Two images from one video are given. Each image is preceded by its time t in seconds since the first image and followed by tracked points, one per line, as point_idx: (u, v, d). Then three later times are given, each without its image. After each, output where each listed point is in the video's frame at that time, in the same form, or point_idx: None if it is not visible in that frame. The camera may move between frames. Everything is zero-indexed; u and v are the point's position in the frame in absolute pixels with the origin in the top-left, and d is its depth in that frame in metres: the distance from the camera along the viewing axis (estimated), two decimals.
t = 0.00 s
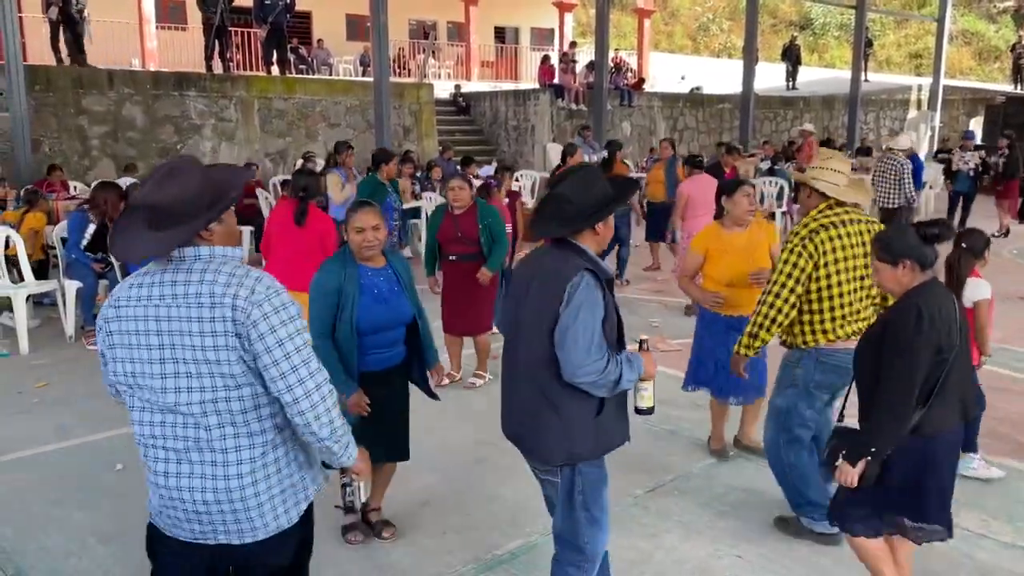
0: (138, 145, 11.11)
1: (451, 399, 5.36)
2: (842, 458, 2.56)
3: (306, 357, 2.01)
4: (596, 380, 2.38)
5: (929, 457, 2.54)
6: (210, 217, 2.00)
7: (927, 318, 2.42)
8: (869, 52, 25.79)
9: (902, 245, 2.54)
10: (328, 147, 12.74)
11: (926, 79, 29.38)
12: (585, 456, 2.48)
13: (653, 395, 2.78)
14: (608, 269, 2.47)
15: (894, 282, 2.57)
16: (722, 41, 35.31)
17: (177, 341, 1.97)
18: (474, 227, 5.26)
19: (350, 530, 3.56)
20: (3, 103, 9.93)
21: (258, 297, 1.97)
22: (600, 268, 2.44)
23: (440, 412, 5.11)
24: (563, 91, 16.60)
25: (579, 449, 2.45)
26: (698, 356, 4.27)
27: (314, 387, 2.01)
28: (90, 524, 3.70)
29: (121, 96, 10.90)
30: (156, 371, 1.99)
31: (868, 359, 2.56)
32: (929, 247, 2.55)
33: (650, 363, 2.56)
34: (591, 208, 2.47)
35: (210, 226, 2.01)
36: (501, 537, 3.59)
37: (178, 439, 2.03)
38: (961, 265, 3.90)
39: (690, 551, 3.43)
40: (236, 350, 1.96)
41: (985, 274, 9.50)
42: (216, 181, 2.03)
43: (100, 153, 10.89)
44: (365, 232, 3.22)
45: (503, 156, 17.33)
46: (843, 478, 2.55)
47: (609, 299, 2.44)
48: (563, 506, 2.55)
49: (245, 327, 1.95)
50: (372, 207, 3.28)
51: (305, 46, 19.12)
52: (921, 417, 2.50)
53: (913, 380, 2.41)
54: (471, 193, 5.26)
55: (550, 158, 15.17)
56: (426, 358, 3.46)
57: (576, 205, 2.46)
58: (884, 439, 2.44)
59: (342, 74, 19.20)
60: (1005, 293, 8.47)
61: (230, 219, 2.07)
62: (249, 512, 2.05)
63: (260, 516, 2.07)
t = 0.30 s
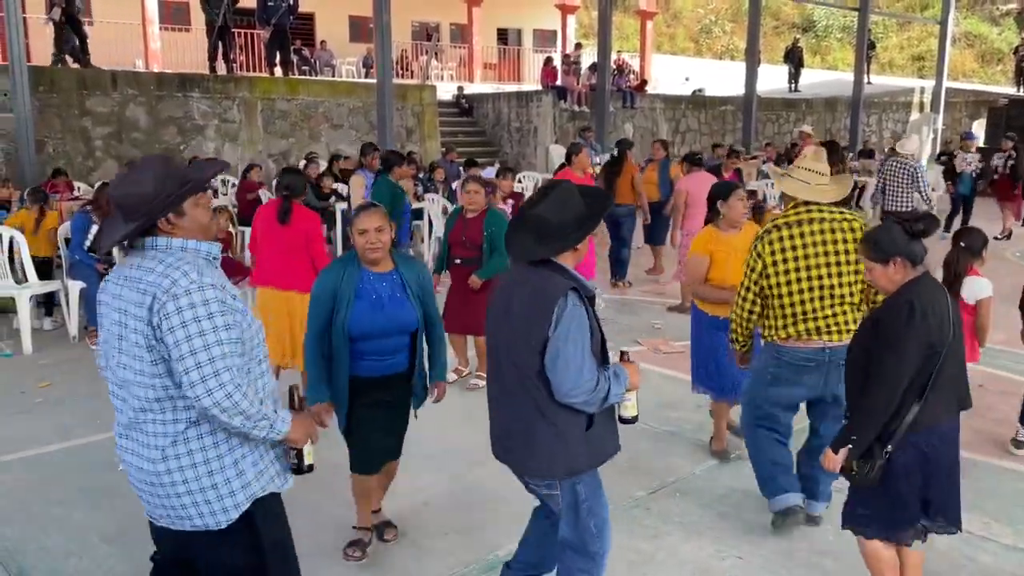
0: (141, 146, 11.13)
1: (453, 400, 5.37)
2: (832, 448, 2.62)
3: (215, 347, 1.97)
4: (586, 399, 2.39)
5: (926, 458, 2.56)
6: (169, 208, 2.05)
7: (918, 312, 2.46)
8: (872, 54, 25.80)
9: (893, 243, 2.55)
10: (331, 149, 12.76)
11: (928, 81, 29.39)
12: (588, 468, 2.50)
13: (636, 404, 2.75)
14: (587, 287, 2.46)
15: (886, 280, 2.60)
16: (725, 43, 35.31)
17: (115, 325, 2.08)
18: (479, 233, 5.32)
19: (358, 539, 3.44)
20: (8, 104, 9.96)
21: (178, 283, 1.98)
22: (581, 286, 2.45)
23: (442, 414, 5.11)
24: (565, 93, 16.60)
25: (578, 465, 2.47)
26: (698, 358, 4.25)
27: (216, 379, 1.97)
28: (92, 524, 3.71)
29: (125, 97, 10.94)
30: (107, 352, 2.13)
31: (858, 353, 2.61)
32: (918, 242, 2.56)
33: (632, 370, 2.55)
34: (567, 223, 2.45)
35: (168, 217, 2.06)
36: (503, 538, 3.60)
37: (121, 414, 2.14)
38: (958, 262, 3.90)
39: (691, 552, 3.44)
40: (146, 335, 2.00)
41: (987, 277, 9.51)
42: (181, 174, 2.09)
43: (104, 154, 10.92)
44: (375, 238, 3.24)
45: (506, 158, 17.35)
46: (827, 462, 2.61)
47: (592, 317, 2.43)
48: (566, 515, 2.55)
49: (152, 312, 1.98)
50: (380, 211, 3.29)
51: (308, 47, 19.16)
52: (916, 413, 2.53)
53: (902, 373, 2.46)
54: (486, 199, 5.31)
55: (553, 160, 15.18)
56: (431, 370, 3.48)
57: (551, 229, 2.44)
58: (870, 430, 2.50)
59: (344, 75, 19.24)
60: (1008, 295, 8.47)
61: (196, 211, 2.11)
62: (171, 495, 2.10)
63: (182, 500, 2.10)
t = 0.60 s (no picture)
0: (143, 147, 11.14)
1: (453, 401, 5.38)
2: (841, 456, 2.65)
3: (120, 345, 1.99)
4: (545, 392, 2.40)
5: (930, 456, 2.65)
6: (139, 206, 2.12)
7: (911, 313, 2.54)
8: (873, 56, 25.81)
9: (876, 246, 2.66)
10: (333, 150, 12.76)
11: (929, 84, 29.38)
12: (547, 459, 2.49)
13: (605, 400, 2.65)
14: (561, 284, 2.50)
15: (871, 282, 2.68)
16: (726, 45, 35.34)
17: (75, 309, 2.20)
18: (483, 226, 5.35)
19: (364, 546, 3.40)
20: (10, 105, 9.98)
21: (107, 277, 2.03)
22: (552, 281, 2.47)
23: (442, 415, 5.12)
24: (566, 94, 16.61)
25: (531, 455, 2.47)
26: (697, 361, 4.30)
27: (109, 378, 1.97)
28: (93, 525, 3.72)
29: (127, 98, 10.95)
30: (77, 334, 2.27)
31: (855, 359, 2.66)
32: (898, 244, 2.67)
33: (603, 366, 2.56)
34: (551, 212, 2.47)
35: (133, 212, 2.13)
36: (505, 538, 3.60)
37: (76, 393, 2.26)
38: (961, 271, 4.00)
39: (691, 554, 3.44)
40: (77, 323, 2.08)
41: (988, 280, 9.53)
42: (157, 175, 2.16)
43: (106, 155, 10.93)
44: (366, 256, 3.13)
45: (507, 159, 17.35)
46: (866, 486, 2.57)
47: (560, 315, 2.45)
48: (525, 491, 2.55)
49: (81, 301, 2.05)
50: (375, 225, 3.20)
51: (310, 49, 19.19)
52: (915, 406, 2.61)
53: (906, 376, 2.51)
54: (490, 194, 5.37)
55: (554, 162, 15.19)
56: (432, 394, 3.22)
57: (534, 222, 2.45)
58: (888, 436, 2.52)
59: (346, 77, 19.27)
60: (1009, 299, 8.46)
61: (166, 211, 2.17)
62: (80, 482, 2.16)
63: (87, 489, 2.14)
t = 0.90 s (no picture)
0: (143, 147, 11.14)
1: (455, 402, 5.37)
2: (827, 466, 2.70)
3: (44, 326, 1.98)
4: (535, 372, 2.39)
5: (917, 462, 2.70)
6: (133, 206, 2.15)
7: (895, 320, 2.59)
8: (873, 57, 25.82)
9: (857, 255, 2.69)
10: (332, 150, 12.75)
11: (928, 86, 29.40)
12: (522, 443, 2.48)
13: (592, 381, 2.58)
14: (549, 264, 2.50)
15: (853, 290, 2.72)
16: (725, 46, 35.34)
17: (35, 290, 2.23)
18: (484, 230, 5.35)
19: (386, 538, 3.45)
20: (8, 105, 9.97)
21: (52, 261, 2.05)
22: (536, 261, 2.47)
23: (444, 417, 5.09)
24: (566, 96, 16.61)
25: (514, 437, 2.46)
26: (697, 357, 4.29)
27: (30, 358, 1.96)
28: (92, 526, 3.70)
29: (126, 98, 10.94)
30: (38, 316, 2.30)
31: (843, 366, 2.69)
32: (878, 252, 2.71)
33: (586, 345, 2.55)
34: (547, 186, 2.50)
35: (122, 210, 2.16)
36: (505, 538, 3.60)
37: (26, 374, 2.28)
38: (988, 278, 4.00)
39: (692, 555, 3.44)
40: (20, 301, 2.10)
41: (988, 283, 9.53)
42: (167, 185, 2.20)
43: (105, 155, 10.92)
44: (353, 256, 3.10)
45: (507, 160, 17.35)
46: (840, 493, 2.63)
47: (543, 292, 2.45)
48: (497, 480, 2.54)
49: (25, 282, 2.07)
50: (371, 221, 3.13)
51: (310, 49, 19.18)
52: (901, 415, 2.65)
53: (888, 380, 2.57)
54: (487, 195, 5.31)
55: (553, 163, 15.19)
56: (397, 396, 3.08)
57: (520, 203, 2.45)
58: (870, 443, 2.57)
59: (346, 77, 19.26)
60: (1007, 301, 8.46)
61: (153, 224, 2.21)
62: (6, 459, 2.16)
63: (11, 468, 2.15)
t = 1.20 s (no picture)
0: (141, 147, 11.14)
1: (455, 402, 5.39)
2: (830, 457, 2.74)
3: None
4: (508, 394, 2.41)
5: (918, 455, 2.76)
6: (99, 234, 2.03)
7: (891, 306, 2.64)
8: (870, 59, 25.90)
9: (841, 244, 2.70)
10: (331, 151, 12.75)
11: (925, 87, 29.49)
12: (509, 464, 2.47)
13: (582, 406, 2.55)
14: (531, 283, 2.51)
15: (838, 278, 2.71)
16: (723, 48, 35.42)
17: None
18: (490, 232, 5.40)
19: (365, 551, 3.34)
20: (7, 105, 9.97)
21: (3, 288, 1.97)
22: (516, 277, 2.48)
23: (443, 417, 5.11)
24: (565, 96, 16.64)
25: (499, 457, 2.46)
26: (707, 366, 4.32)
27: None
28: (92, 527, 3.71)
29: (125, 98, 10.94)
30: None
31: (840, 358, 2.73)
32: (860, 242, 2.74)
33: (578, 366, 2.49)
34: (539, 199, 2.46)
35: (88, 235, 2.04)
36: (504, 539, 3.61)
37: None
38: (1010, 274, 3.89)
39: (691, 556, 3.44)
40: None
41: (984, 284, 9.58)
42: (142, 226, 2.08)
43: (103, 155, 10.92)
44: (334, 257, 3.16)
45: (505, 161, 17.37)
46: (811, 456, 2.68)
47: (521, 309, 2.45)
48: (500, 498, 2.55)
49: None
50: (348, 225, 3.15)
51: (308, 50, 19.21)
52: (899, 400, 2.70)
53: (879, 366, 2.60)
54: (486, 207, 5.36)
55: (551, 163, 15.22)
56: (383, 401, 3.03)
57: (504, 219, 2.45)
58: (859, 425, 2.60)
59: (344, 78, 19.28)
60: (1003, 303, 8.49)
61: (112, 260, 2.08)
62: None
63: None
